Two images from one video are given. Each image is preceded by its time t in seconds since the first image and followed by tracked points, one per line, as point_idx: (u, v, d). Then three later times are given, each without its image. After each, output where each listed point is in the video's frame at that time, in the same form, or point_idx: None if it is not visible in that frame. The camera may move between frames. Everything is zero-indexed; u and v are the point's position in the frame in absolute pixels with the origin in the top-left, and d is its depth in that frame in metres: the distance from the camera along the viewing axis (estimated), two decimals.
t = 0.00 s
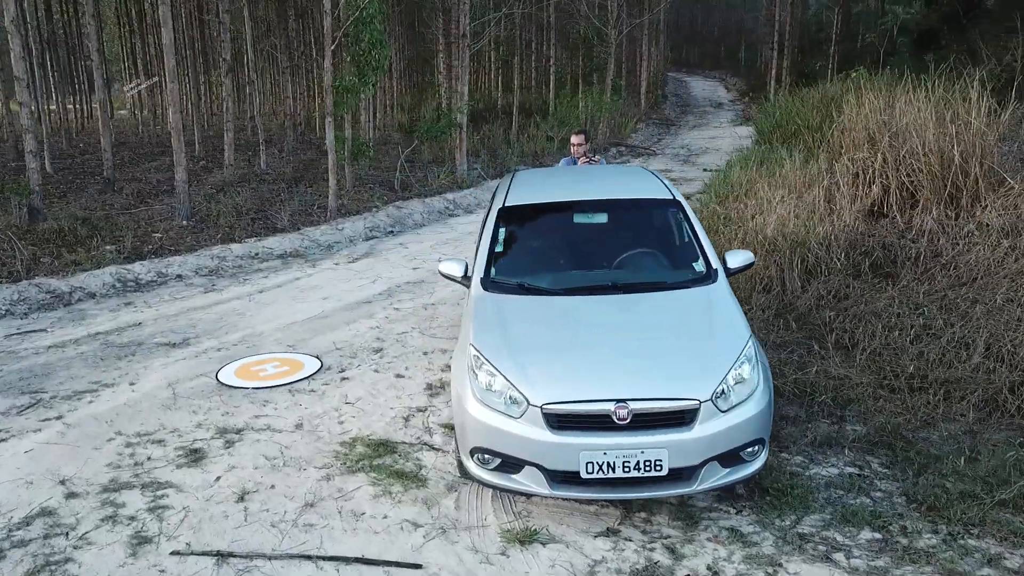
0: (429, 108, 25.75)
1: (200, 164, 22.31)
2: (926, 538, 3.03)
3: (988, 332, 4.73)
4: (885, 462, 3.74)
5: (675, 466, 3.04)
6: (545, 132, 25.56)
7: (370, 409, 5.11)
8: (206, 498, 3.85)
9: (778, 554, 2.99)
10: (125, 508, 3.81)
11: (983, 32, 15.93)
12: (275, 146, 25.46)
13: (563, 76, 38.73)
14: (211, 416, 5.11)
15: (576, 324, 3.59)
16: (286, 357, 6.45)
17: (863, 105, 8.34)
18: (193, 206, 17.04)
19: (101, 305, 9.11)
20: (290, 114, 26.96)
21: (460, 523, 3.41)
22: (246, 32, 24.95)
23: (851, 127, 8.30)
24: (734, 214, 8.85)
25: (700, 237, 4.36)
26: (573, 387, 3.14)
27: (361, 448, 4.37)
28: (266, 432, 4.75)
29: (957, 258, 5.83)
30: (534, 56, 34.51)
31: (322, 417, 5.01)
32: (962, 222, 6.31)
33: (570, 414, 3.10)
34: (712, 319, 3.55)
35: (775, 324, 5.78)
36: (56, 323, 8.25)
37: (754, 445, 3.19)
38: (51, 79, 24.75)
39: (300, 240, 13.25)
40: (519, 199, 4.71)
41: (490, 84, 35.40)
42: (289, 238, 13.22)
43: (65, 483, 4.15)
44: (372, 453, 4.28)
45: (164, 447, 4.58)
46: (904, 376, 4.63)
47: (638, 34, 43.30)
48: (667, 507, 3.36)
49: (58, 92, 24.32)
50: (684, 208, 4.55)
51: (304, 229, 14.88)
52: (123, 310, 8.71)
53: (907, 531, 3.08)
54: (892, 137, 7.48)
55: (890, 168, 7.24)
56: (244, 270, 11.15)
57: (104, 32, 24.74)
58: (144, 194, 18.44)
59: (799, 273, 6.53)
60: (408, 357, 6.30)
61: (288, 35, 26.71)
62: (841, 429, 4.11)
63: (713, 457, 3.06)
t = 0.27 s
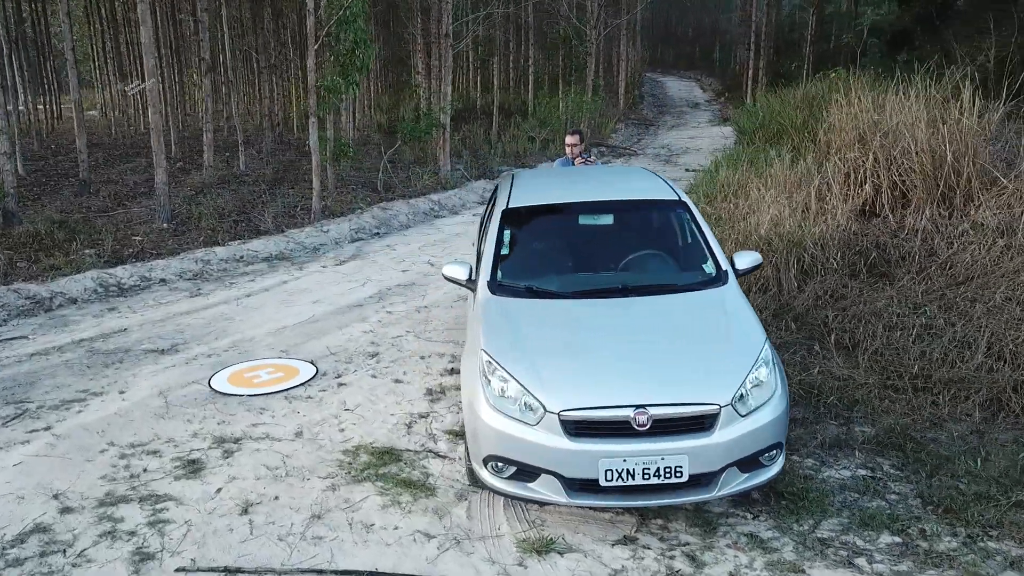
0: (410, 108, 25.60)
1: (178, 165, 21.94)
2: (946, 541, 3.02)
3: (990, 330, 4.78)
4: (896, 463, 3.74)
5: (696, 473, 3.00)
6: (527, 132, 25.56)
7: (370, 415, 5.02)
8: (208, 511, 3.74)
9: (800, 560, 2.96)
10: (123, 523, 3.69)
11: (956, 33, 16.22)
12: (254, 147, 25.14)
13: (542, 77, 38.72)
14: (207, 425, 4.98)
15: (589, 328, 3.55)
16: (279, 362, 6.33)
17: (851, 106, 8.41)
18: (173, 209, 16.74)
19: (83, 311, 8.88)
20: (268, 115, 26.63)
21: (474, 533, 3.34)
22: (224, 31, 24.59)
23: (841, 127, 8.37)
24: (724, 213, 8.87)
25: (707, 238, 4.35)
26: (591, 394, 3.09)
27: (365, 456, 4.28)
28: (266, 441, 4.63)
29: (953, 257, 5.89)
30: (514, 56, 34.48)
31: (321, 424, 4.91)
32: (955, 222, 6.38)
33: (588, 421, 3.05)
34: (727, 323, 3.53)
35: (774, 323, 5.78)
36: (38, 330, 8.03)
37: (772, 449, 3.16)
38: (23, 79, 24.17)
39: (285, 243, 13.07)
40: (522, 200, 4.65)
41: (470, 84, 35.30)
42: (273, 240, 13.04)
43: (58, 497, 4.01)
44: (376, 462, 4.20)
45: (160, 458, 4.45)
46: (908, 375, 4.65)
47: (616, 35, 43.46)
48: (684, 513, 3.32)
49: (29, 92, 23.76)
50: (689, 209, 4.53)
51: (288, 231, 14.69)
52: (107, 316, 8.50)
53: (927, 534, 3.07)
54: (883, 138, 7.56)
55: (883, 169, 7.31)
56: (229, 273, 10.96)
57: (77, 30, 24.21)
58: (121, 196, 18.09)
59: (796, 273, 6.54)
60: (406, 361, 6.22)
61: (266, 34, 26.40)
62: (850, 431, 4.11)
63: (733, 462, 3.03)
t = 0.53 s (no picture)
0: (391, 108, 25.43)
1: (156, 166, 21.57)
2: (966, 543, 3.02)
3: (991, 329, 4.83)
4: (908, 464, 3.74)
5: (719, 478, 2.97)
6: (509, 133, 25.54)
7: (371, 422, 4.93)
8: (212, 524, 3.64)
9: (822, 565, 2.94)
10: (123, 538, 3.57)
11: (930, 34, 16.51)
12: (232, 148, 24.80)
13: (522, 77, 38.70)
14: (203, 434, 4.86)
15: (604, 331, 3.50)
16: (273, 368, 6.21)
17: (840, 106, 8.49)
18: (152, 211, 16.43)
19: (65, 317, 8.66)
20: (247, 115, 26.33)
21: (490, 543, 3.27)
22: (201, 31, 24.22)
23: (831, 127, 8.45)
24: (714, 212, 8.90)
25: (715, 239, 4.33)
26: (610, 398, 3.05)
27: (370, 465, 4.20)
28: (266, 450, 4.52)
29: (949, 256, 5.95)
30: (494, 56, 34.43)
31: (322, 432, 4.81)
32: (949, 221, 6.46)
33: (609, 426, 3.00)
34: (742, 324, 3.50)
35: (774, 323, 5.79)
36: (20, 337, 7.80)
37: (792, 453, 3.14)
38: None
39: (270, 245, 12.88)
40: (527, 201, 4.60)
41: (450, 84, 35.19)
42: (258, 242, 12.85)
43: (53, 512, 3.88)
44: (383, 470, 4.12)
45: (158, 469, 4.33)
46: (911, 375, 4.68)
47: (594, 36, 43.64)
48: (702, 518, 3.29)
49: None
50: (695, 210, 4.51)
51: (272, 233, 14.51)
52: (90, 322, 8.28)
53: (947, 537, 3.07)
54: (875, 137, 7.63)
55: (875, 169, 7.38)
56: (214, 277, 10.78)
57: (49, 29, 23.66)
58: (98, 199, 17.71)
59: (792, 272, 6.56)
60: (403, 365, 6.14)
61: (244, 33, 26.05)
62: (858, 432, 4.11)
63: (754, 467, 3.00)
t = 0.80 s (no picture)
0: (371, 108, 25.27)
1: (131, 168, 21.19)
2: (986, 546, 3.02)
3: (992, 328, 4.88)
4: (919, 464, 3.75)
5: (741, 482, 2.93)
6: (490, 133, 25.53)
7: (373, 428, 4.85)
8: (218, 538, 3.54)
9: (845, 570, 2.92)
10: (125, 554, 3.46)
11: (904, 36, 16.83)
12: (210, 150, 24.45)
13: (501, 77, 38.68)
14: (200, 443, 4.74)
15: (619, 335, 3.46)
16: (268, 374, 6.09)
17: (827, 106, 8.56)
18: (131, 214, 16.12)
19: (47, 323, 8.43)
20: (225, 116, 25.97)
21: (508, 553, 3.22)
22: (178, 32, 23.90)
23: (821, 126, 8.51)
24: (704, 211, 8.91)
25: (724, 239, 4.31)
26: (631, 403, 3.00)
27: (376, 473, 4.12)
28: (267, 459, 4.42)
29: (946, 256, 6.01)
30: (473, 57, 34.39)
31: (323, 440, 4.72)
32: (942, 222, 6.54)
33: (629, 432, 2.96)
34: (758, 326, 3.48)
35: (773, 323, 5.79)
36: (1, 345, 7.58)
37: (811, 457, 3.11)
38: None
39: (254, 248, 12.69)
40: (532, 202, 4.55)
41: (429, 85, 35.05)
42: (242, 245, 12.65)
43: (49, 528, 3.74)
44: (390, 479, 4.03)
45: (156, 481, 4.20)
46: (915, 373, 4.71)
47: (572, 36, 43.77)
48: (720, 524, 3.26)
49: None
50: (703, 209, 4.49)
51: (255, 235, 14.30)
52: (74, 328, 8.08)
53: (965, 539, 3.07)
54: (865, 137, 7.69)
55: (867, 168, 7.44)
56: (199, 281, 10.59)
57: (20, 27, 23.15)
58: (73, 202, 17.34)
59: (788, 271, 6.58)
60: (401, 370, 6.06)
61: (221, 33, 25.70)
62: (866, 433, 4.12)
63: (777, 471, 2.97)
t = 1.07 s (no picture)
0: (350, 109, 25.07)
1: (106, 169, 20.76)
2: (1005, 547, 3.03)
3: (992, 328, 4.93)
4: (929, 465, 3.77)
5: (765, 488, 2.91)
6: (471, 134, 25.48)
7: (376, 435, 4.77)
8: (225, 553, 3.44)
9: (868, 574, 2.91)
10: (129, 572, 3.35)
11: (879, 39, 17.11)
12: (187, 151, 24.07)
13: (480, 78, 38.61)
14: (198, 453, 4.62)
15: (635, 339, 3.43)
16: (262, 381, 5.97)
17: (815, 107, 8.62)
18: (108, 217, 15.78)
19: (28, 330, 8.20)
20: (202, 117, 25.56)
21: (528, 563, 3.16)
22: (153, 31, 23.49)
23: (810, 126, 8.56)
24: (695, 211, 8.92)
25: (733, 240, 4.29)
26: (653, 409, 2.97)
27: (383, 482, 4.04)
28: (269, 469, 4.32)
29: (941, 256, 6.07)
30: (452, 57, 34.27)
31: (326, 448, 4.62)
32: (935, 222, 6.61)
33: (652, 438, 2.92)
34: (774, 331, 3.47)
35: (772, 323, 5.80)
36: None
37: (831, 461, 3.10)
38: None
39: (238, 251, 12.49)
40: (538, 203, 4.51)
41: (408, 85, 34.87)
42: (226, 248, 12.45)
43: (47, 545, 3.61)
44: (398, 488, 3.96)
45: (155, 494, 4.08)
46: (918, 373, 4.74)
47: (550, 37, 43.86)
48: (740, 529, 3.23)
49: None
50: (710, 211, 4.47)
51: (238, 238, 14.08)
52: (57, 335, 7.87)
53: (984, 540, 3.08)
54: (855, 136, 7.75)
55: (858, 168, 7.50)
56: (184, 285, 10.39)
57: None
58: (48, 204, 16.94)
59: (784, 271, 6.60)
60: (398, 375, 5.97)
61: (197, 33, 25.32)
62: (874, 434, 4.13)
63: (799, 476, 2.95)
